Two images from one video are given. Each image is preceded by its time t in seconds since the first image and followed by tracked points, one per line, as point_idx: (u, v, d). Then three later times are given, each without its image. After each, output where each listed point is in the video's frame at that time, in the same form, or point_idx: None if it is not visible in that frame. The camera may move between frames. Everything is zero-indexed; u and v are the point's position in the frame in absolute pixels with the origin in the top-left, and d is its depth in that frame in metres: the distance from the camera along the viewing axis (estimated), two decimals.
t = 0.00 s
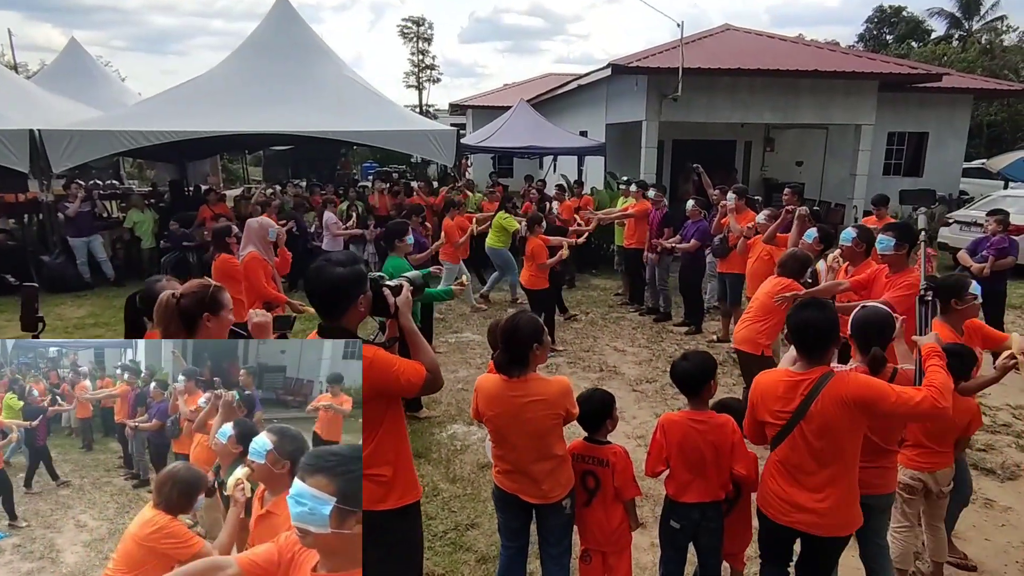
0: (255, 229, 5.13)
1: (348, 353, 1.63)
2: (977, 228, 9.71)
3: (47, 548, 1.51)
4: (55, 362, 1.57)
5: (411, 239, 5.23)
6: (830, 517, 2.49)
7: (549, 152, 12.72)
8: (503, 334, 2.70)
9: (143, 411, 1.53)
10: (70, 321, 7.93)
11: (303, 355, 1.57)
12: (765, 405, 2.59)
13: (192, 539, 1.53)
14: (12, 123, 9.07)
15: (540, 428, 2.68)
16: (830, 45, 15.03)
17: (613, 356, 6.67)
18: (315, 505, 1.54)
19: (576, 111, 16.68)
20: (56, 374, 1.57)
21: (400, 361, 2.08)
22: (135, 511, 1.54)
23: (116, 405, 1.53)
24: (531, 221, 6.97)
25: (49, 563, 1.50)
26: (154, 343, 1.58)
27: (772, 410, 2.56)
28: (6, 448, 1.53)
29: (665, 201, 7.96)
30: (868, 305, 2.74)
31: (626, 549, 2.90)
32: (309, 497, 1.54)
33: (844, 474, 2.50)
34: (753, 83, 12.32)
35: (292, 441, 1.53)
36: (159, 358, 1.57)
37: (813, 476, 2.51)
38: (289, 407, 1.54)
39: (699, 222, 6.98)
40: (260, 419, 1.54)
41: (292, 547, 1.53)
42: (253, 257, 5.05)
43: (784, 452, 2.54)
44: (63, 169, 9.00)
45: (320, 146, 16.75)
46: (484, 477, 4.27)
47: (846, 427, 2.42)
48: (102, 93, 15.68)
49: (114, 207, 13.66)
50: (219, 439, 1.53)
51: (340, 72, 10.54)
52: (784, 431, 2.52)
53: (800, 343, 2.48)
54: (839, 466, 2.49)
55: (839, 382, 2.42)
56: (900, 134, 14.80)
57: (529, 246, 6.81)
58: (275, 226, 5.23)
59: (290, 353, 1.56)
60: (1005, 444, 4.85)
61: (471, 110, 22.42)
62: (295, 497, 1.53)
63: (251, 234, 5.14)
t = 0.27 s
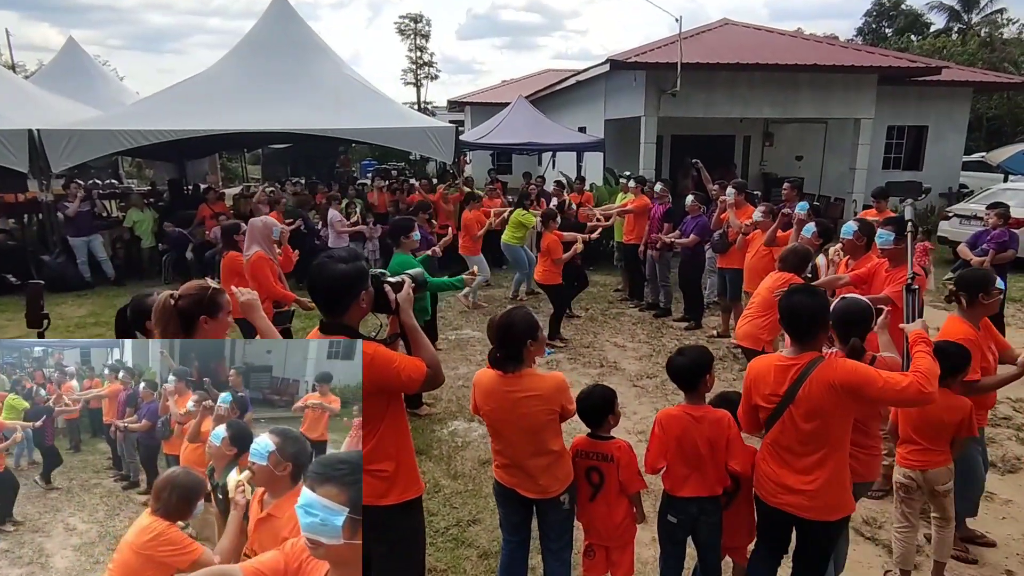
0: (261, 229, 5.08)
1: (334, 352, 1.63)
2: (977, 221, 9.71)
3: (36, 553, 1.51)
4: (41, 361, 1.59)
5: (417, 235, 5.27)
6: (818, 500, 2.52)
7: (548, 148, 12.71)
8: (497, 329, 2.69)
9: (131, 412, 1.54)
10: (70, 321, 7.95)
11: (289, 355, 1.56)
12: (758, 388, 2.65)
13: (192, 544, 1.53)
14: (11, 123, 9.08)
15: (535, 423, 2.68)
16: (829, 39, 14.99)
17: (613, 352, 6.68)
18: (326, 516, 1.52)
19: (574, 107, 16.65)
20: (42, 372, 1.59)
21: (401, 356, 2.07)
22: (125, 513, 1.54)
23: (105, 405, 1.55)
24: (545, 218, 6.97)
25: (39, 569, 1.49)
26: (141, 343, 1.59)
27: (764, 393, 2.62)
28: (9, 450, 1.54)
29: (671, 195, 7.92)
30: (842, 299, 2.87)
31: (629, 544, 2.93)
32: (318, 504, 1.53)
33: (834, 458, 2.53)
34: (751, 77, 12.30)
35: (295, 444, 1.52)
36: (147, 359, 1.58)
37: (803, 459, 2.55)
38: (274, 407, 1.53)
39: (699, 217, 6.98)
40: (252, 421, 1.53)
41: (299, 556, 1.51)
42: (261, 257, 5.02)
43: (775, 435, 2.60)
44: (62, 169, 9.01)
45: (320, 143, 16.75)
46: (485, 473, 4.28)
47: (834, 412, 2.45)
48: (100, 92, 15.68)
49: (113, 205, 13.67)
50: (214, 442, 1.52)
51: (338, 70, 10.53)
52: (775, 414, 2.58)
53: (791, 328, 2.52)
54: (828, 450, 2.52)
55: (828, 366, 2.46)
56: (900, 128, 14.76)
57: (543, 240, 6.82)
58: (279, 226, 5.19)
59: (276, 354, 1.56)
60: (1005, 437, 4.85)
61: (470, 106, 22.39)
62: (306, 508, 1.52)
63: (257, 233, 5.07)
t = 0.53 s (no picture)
0: (264, 230, 5.05)
1: (326, 351, 1.66)
2: (977, 216, 9.69)
3: (33, 556, 1.52)
4: (34, 360, 1.59)
5: (423, 232, 5.23)
6: (805, 489, 2.54)
7: (547, 144, 12.69)
8: (494, 325, 2.71)
9: (130, 412, 1.57)
10: (71, 319, 7.96)
11: (281, 355, 1.60)
12: (749, 377, 2.67)
13: (198, 546, 1.54)
14: (10, 122, 9.08)
15: (529, 417, 2.69)
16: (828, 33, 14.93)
17: (613, 348, 6.69)
18: (348, 518, 1.58)
19: (573, 102, 16.60)
20: (35, 371, 1.59)
21: (394, 354, 2.06)
22: (122, 514, 1.54)
23: (101, 405, 1.56)
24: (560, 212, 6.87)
25: (36, 570, 1.51)
26: (135, 343, 1.61)
27: (754, 382, 2.64)
28: (23, 449, 1.53)
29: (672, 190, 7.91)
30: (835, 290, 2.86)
31: (631, 539, 2.95)
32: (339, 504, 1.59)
33: (822, 448, 2.54)
34: (751, 72, 12.25)
35: (301, 444, 1.58)
36: (142, 359, 1.60)
37: (790, 447, 2.57)
38: (268, 406, 1.58)
39: (698, 213, 6.99)
40: (252, 420, 1.58)
41: (314, 557, 1.56)
42: (266, 257, 5.03)
43: (764, 423, 2.62)
44: (62, 168, 9.02)
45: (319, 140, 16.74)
46: (485, 468, 4.30)
47: (820, 402, 2.46)
48: (99, 90, 15.67)
49: (113, 204, 13.67)
50: (216, 443, 1.56)
51: (336, 67, 10.51)
52: (763, 403, 2.60)
53: (783, 318, 2.52)
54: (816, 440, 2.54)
55: (815, 358, 2.46)
56: (899, 123, 14.72)
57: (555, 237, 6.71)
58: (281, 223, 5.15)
59: (269, 354, 1.60)
60: (1003, 432, 4.86)
61: (469, 103, 22.36)
62: (325, 512, 1.57)
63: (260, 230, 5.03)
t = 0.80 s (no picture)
0: (265, 228, 5.06)
1: (324, 352, 1.66)
2: (977, 211, 9.67)
3: (35, 558, 1.55)
4: (31, 361, 1.61)
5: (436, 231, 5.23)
6: (787, 479, 2.55)
7: (547, 141, 12.68)
8: (493, 322, 2.73)
9: (132, 413, 1.59)
10: (72, 317, 7.99)
11: (280, 355, 1.61)
12: (736, 367, 2.70)
13: (207, 552, 1.55)
14: (10, 122, 9.11)
15: (527, 413, 2.70)
16: (828, 29, 14.87)
17: (612, 344, 6.70)
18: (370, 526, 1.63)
19: (572, 100, 16.56)
20: (33, 372, 1.61)
21: (389, 351, 2.07)
22: (123, 517, 1.57)
23: (101, 405, 1.59)
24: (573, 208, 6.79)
25: (38, 573, 1.54)
26: (133, 343, 1.62)
27: (739, 372, 2.67)
28: (40, 449, 1.56)
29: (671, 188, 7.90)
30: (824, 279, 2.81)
31: (633, 533, 2.97)
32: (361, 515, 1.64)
33: (804, 438, 2.55)
34: (750, 68, 12.21)
35: (312, 448, 1.61)
36: (141, 358, 1.61)
37: (773, 437, 2.59)
38: (267, 407, 1.60)
39: (697, 209, 7.01)
40: (261, 421, 1.59)
41: (335, 564, 1.60)
42: (269, 255, 5.04)
43: (749, 413, 2.64)
44: (62, 167, 9.05)
45: (318, 138, 16.74)
46: (486, 465, 4.32)
47: (802, 391, 2.48)
48: (99, 89, 15.68)
49: (114, 203, 13.70)
50: (225, 446, 1.58)
51: (336, 65, 10.51)
52: (748, 393, 2.62)
53: (769, 308, 2.53)
54: (799, 430, 2.55)
55: (798, 348, 2.48)
56: (899, 118, 14.66)
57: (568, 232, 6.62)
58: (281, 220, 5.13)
59: (267, 354, 1.61)
60: (1003, 427, 4.86)
61: (469, 100, 22.34)
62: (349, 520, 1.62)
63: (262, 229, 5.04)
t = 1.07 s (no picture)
0: (265, 225, 5.03)
1: (322, 352, 1.67)
2: (977, 210, 9.65)
3: (38, 561, 1.54)
4: (29, 361, 1.61)
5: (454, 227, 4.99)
6: (771, 473, 2.55)
7: (547, 139, 12.67)
8: (490, 319, 2.74)
9: (135, 413, 1.61)
10: (73, 314, 8.01)
11: (279, 354, 1.62)
12: (723, 361, 2.71)
13: (226, 560, 1.56)
14: (11, 118, 9.11)
15: (525, 410, 2.71)
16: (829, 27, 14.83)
17: (611, 342, 6.70)
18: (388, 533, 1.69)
19: (573, 97, 16.54)
20: (31, 372, 1.61)
21: (386, 347, 2.08)
22: (126, 519, 1.57)
23: (103, 406, 1.61)
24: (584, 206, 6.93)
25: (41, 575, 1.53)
26: (131, 343, 1.62)
27: (726, 366, 2.69)
28: (57, 447, 1.57)
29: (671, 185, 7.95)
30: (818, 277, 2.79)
31: (632, 529, 2.98)
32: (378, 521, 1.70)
33: (789, 432, 2.56)
34: (751, 66, 12.18)
35: (319, 453, 1.63)
36: (140, 358, 1.61)
37: (758, 430, 2.59)
38: (270, 407, 1.60)
39: (697, 207, 7.00)
40: (272, 423, 1.60)
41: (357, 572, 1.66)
42: (269, 252, 5.04)
43: (735, 406, 2.65)
44: (63, 164, 9.06)
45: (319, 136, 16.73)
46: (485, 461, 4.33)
47: (788, 383, 2.49)
48: (100, 86, 15.70)
49: (114, 200, 13.71)
50: (237, 448, 1.58)
51: (336, 62, 10.51)
52: (734, 386, 2.64)
53: (755, 302, 2.55)
54: (784, 423, 2.56)
55: (782, 340, 2.51)
56: (901, 116, 14.62)
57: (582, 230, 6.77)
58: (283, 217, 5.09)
59: (265, 354, 1.61)
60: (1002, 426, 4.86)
61: (469, 97, 22.32)
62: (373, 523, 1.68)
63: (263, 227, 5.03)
